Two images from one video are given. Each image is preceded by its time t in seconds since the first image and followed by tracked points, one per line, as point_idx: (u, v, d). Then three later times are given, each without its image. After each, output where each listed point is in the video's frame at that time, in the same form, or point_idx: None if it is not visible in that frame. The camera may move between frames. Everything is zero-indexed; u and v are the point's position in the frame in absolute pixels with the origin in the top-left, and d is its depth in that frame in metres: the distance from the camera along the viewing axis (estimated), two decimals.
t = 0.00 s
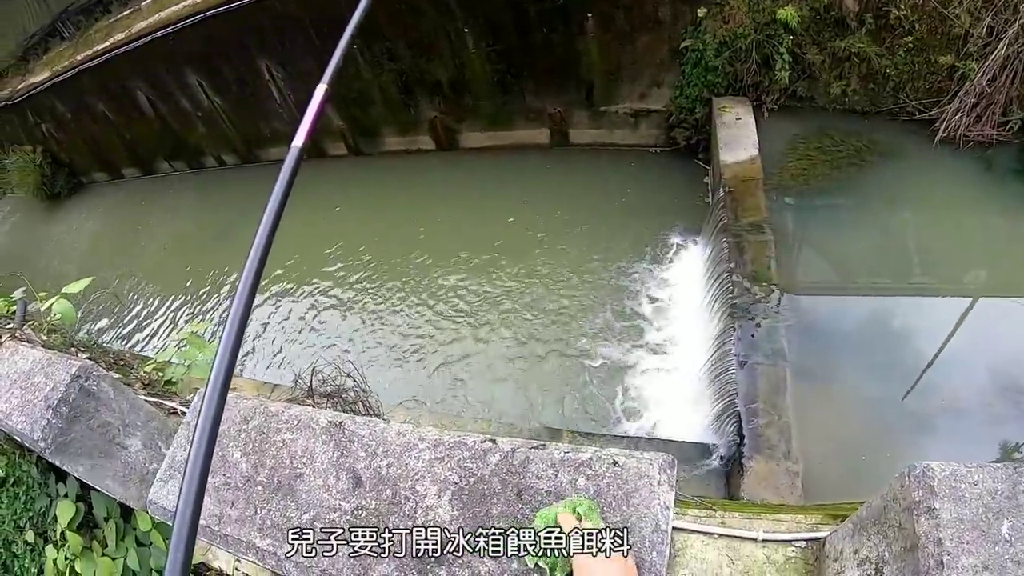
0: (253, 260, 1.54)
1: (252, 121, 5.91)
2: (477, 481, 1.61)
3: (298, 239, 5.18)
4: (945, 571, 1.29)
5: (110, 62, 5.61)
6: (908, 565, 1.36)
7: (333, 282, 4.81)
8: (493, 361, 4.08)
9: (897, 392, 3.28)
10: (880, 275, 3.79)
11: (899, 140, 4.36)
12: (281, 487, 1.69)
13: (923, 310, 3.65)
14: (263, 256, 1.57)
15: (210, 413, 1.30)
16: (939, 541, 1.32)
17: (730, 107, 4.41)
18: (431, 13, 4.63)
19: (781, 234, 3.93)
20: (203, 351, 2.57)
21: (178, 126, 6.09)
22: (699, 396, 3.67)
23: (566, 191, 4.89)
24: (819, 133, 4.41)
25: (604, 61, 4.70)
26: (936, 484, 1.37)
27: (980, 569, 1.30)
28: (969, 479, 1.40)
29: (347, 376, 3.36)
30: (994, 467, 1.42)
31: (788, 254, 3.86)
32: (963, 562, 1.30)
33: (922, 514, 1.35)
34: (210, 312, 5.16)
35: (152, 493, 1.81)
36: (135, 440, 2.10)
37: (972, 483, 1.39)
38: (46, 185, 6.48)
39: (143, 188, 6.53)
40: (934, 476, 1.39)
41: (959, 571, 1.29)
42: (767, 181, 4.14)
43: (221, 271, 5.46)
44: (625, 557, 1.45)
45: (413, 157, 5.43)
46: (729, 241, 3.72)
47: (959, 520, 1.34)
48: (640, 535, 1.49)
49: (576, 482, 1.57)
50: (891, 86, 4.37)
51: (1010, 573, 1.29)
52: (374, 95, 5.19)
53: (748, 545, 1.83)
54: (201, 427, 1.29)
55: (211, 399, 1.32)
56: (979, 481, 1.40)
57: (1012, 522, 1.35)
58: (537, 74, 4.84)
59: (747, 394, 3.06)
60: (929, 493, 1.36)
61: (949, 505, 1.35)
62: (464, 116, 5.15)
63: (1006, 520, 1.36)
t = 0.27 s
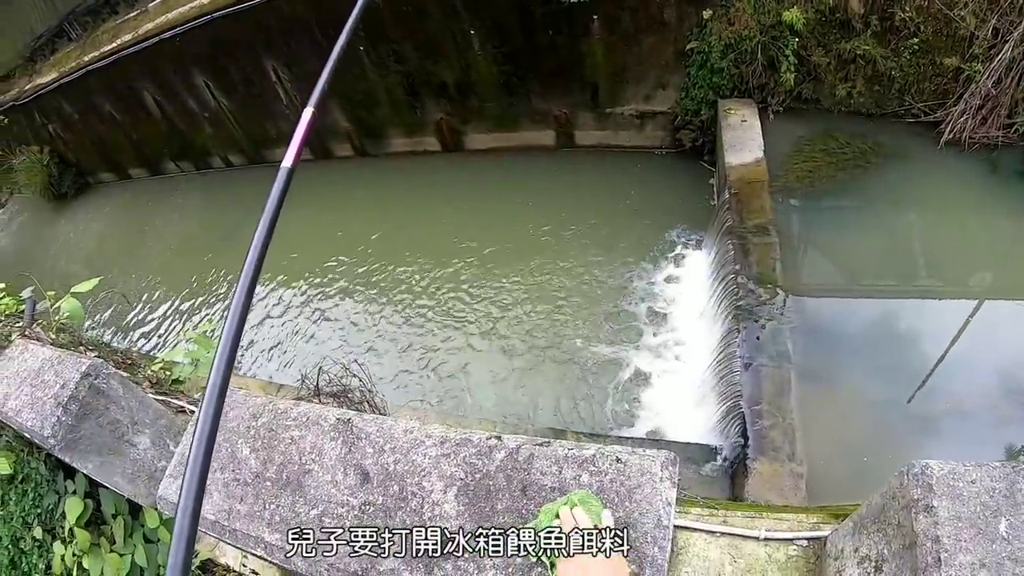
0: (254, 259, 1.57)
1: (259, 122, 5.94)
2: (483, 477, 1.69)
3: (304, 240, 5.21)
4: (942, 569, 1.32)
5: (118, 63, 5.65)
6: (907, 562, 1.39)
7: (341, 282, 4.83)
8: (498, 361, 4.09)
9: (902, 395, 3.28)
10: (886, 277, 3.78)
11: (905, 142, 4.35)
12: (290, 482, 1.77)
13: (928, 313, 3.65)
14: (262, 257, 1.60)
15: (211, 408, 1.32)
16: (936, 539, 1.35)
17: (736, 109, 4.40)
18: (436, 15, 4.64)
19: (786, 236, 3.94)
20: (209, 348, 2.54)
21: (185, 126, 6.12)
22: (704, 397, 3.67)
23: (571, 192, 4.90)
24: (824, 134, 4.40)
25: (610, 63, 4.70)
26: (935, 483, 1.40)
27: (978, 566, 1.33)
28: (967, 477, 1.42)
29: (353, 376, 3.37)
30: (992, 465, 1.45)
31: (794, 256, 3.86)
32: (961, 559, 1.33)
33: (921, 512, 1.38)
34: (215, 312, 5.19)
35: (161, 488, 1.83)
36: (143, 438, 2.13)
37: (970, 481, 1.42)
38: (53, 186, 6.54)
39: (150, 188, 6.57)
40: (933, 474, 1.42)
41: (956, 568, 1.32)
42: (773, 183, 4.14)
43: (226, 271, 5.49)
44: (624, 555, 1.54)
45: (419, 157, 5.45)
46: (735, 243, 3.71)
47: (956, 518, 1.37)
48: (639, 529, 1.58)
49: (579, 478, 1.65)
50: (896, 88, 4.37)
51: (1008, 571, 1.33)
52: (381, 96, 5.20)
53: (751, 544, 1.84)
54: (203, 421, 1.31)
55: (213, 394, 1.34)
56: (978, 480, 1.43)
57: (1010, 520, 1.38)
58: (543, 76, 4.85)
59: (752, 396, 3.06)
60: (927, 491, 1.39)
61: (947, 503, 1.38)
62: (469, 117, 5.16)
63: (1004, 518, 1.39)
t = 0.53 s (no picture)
0: (232, 269, 1.66)
1: (267, 124, 5.97)
2: (487, 472, 1.70)
3: (310, 242, 5.24)
4: (939, 564, 1.33)
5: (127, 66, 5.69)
6: (904, 558, 1.40)
7: (348, 284, 4.84)
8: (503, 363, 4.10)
9: (908, 399, 3.27)
10: (892, 281, 3.78)
11: (911, 146, 4.34)
12: (297, 477, 1.79)
13: (934, 317, 3.64)
14: (239, 267, 1.70)
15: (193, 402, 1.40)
16: (935, 534, 1.36)
17: (742, 113, 4.40)
18: (443, 19, 4.66)
19: (792, 239, 3.93)
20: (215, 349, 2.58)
21: (193, 129, 6.16)
22: (707, 400, 3.66)
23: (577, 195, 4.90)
24: (830, 138, 4.40)
25: (616, 67, 4.71)
26: (933, 479, 1.40)
27: (975, 563, 1.35)
28: (966, 474, 1.43)
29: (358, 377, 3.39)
30: (990, 463, 1.47)
31: (800, 260, 3.85)
32: (958, 555, 1.34)
33: (918, 509, 1.39)
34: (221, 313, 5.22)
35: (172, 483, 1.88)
36: (151, 435, 2.15)
37: (968, 477, 1.43)
38: (62, 187, 6.58)
39: (158, 190, 6.62)
40: (931, 471, 1.42)
41: (953, 564, 1.33)
42: (779, 187, 4.14)
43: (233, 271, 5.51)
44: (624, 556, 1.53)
45: (427, 160, 5.47)
46: (741, 247, 3.72)
47: (953, 515, 1.37)
48: (642, 524, 1.59)
49: (580, 472, 1.66)
50: (902, 91, 4.37)
51: (1005, 568, 1.35)
52: (388, 100, 5.22)
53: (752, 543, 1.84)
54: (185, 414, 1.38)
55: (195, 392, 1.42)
56: (975, 476, 1.44)
57: (1007, 517, 1.40)
58: (549, 80, 4.87)
59: (757, 399, 3.06)
60: (925, 488, 1.39)
61: (944, 500, 1.38)
62: (476, 121, 5.18)
63: (1002, 515, 1.41)
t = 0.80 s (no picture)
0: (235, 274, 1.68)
1: (275, 129, 6.01)
2: (494, 465, 1.71)
3: (318, 245, 5.27)
4: (939, 556, 1.35)
5: (137, 70, 5.74)
6: (904, 551, 1.42)
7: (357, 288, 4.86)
8: (509, 365, 4.12)
9: (916, 403, 3.26)
10: (899, 285, 3.77)
11: (919, 150, 4.34)
12: (307, 471, 1.80)
13: (941, 322, 3.63)
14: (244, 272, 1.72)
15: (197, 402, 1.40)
16: (933, 527, 1.38)
17: (749, 117, 4.40)
18: (450, 24, 4.69)
19: (799, 243, 3.93)
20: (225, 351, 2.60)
21: (202, 133, 6.20)
22: (714, 404, 3.67)
23: (583, 199, 4.91)
24: (836, 141, 4.39)
25: (623, 72, 4.73)
26: (931, 472, 1.44)
27: (975, 555, 1.36)
28: (964, 468, 1.45)
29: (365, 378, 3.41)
30: (991, 457, 1.49)
31: (807, 264, 3.85)
32: (958, 547, 1.36)
33: (918, 501, 1.42)
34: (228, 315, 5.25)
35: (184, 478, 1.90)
36: (163, 433, 2.18)
37: (966, 471, 1.45)
38: (71, 191, 6.64)
39: (167, 194, 6.68)
40: (930, 465, 1.46)
41: (952, 556, 1.35)
42: (786, 191, 4.13)
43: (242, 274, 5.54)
44: (625, 557, 1.54)
45: (435, 164, 5.49)
46: (748, 251, 3.72)
47: (953, 508, 1.40)
48: (641, 517, 1.59)
49: (586, 466, 1.68)
50: (909, 95, 4.36)
51: (1005, 560, 1.35)
52: (396, 104, 5.25)
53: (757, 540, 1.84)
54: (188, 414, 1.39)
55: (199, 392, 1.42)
56: (975, 470, 1.46)
57: (1007, 510, 1.41)
58: (556, 85, 4.88)
59: (764, 402, 3.06)
60: (924, 481, 1.43)
61: (944, 493, 1.41)
62: (484, 125, 5.20)
63: (1002, 508, 1.42)
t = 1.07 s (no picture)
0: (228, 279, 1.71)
1: (283, 133, 6.03)
2: (494, 460, 1.71)
3: (324, 250, 5.28)
4: (951, 556, 1.33)
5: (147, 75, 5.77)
6: (915, 552, 1.40)
7: (363, 293, 4.86)
8: (515, 370, 4.11)
9: (924, 411, 3.23)
10: (907, 293, 3.75)
11: (928, 156, 4.31)
12: (305, 466, 1.80)
13: (950, 330, 3.60)
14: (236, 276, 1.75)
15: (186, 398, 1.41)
16: (945, 526, 1.36)
17: (757, 124, 4.39)
18: (459, 29, 4.70)
19: (807, 251, 3.90)
20: (231, 353, 2.59)
21: (210, 137, 6.23)
22: (721, 412, 3.64)
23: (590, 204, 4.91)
24: (844, 147, 4.37)
25: (630, 77, 4.72)
26: (942, 470, 1.42)
27: (988, 555, 1.34)
28: (976, 466, 1.44)
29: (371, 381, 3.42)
30: (1002, 455, 1.47)
31: (815, 271, 3.83)
32: (969, 547, 1.34)
33: (929, 501, 1.40)
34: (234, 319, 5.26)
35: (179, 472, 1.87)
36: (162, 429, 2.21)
37: (978, 469, 1.44)
38: (80, 194, 6.67)
39: (175, 197, 6.70)
40: (941, 463, 1.44)
41: (965, 555, 1.33)
42: (794, 198, 4.10)
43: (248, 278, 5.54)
44: (625, 557, 1.45)
45: (442, 170, 5.49)
46: (755, 257, 3.71)
47: (966, 505, 1.38)
48: (649, 513, 1.58)
49: (587, 461, 1.67)
50: (917, 101, 4.34)
51: (1018, 560, 1.33)
52: (404, 109, 5.26)
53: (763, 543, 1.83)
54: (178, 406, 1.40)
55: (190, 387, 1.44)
56: (986, 468, 1.45)
57: (1019, 509, 1.40)
58: (564, 90, 4.88)
59: (771, 408, 3.04)
60: (935, 479, 1.41)
61: (955, 491, 1.40)
62: (492, 131, 5.20)
63: (1014, 506, 1.40)
